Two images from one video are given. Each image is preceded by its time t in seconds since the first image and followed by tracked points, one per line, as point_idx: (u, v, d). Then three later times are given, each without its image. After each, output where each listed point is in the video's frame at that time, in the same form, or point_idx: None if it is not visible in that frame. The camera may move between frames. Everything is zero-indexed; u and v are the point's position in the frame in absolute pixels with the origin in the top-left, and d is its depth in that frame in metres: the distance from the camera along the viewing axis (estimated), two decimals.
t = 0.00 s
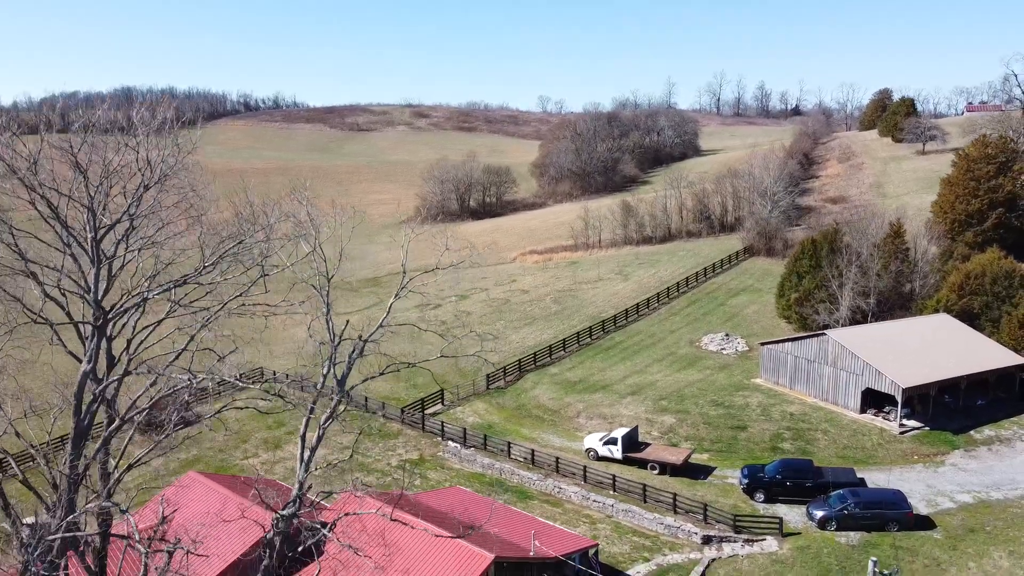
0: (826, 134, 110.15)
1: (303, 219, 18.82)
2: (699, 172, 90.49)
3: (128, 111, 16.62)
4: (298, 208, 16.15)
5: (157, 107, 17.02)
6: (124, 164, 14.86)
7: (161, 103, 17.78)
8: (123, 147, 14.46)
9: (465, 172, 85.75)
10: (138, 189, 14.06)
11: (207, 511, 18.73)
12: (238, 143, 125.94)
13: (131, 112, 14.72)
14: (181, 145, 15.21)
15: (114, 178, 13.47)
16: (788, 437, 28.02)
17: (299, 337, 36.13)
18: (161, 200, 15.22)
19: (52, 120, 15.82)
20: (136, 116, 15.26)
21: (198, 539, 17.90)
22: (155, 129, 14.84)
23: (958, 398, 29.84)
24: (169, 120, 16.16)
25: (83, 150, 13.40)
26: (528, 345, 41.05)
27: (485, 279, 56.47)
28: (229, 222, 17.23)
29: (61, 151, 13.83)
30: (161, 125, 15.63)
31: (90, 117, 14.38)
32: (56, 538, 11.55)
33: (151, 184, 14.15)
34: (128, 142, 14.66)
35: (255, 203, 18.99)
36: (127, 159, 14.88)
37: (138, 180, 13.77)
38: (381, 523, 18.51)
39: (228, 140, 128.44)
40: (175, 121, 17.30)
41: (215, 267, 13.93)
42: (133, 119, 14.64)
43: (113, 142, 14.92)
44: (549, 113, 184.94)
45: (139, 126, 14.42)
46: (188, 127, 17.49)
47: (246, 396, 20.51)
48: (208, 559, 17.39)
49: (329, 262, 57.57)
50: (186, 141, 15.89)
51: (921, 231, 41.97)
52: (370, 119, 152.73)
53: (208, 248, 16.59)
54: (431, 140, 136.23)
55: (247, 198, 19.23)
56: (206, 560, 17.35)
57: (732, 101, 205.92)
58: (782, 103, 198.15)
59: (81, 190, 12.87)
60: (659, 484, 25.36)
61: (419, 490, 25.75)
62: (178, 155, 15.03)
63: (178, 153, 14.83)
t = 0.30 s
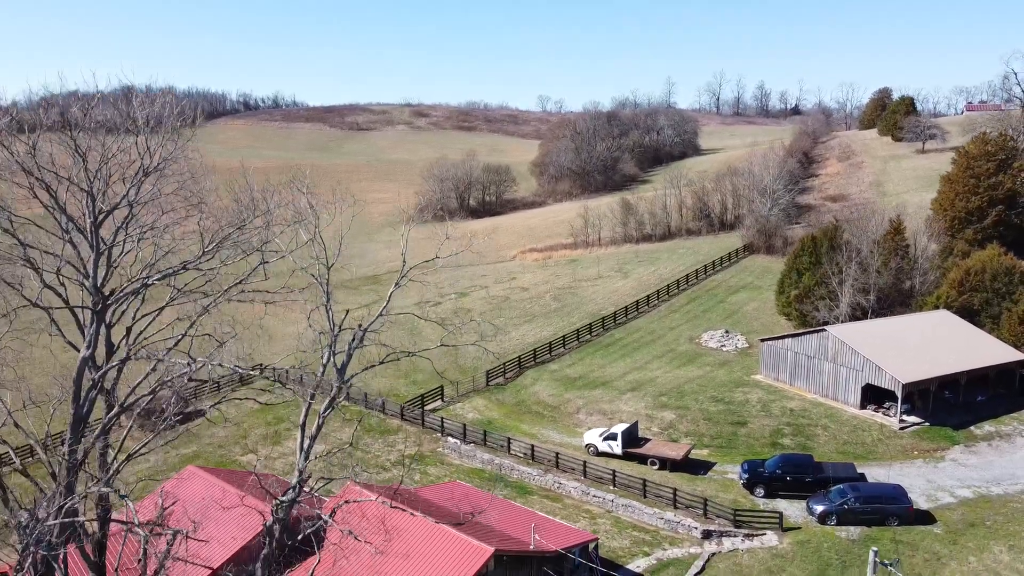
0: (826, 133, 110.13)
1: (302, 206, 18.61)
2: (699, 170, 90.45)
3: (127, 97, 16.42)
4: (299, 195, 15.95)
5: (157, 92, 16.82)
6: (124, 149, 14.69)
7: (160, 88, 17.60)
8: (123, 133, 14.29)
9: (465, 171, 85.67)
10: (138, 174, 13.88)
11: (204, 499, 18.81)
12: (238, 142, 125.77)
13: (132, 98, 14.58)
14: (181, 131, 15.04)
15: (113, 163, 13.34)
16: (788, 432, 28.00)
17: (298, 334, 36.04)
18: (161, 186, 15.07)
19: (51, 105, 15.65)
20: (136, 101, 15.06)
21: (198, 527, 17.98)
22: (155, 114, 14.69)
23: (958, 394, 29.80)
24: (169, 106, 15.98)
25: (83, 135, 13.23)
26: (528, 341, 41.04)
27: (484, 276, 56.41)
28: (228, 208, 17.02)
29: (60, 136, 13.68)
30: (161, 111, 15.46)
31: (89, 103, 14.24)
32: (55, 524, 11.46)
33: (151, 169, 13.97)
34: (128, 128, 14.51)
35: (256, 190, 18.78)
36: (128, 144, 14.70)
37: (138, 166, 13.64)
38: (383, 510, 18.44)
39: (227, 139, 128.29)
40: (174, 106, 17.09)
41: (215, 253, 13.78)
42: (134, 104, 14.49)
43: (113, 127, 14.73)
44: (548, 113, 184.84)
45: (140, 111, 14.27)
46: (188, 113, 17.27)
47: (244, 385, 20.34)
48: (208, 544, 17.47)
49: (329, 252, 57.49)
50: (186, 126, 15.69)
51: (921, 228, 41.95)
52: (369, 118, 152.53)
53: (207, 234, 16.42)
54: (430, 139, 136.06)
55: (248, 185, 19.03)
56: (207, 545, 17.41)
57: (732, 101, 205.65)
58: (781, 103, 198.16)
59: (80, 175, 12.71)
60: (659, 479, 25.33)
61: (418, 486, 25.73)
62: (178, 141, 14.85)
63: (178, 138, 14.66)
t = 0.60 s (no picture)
0: (825, 132, 110.17)
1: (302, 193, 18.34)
2: (699, 169, 90.45)
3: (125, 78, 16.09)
4: (301, 182, 15.65)
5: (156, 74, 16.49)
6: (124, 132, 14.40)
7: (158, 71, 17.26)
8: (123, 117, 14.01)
9: (464, 169, 85.62)
10: (139, 159, 13.63)
11: (203, 488, 18.98)
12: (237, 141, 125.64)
13: (132, 81, 14.28)
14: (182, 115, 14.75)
15: (112, 147, 13.08)
16: (788, 428, 27.98)
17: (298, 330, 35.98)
18: (160, 172, 14.80)
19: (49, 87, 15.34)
20: (136, 84, 14.75)
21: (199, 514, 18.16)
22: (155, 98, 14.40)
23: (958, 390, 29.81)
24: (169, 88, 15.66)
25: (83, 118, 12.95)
26: (528, 338, 41.02)
27: (484, 274, 56.35)
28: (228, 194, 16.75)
29: (57, 120, 13.39)
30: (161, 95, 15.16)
31: (88, 87, 13.95)
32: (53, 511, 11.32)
33: (152, 154, 13.71)
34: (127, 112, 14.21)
35: (257, 176, 18.44)
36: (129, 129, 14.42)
37: (137, 151, 13.37)
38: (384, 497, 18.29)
39: (226, 139, 128.23)
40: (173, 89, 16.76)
41: (215, 239, 13.53)
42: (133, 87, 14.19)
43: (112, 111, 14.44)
44: (548, 112, 184.83)
45: (139, 95, 13.98)
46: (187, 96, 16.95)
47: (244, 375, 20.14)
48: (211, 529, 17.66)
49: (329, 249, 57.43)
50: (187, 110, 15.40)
51: (921, 226, 41.94)
52: (369, 117, 152.45)
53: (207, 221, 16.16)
54: (430, 138, 136.07)
55: (249, 170, 18.68)
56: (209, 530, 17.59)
57: (732, 101, 205.60)
58: (781, 103, 198.11)
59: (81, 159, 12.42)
60: (659, 474, 25.33)
61: (418, 481, 25.72)
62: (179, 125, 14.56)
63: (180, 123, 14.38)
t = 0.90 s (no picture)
0: (825, 131, 110.19)
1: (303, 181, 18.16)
2: (699, 168, 90.44)
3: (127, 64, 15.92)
4: (302, 168, 15.46)
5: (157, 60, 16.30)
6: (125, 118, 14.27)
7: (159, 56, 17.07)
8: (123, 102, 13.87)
9: (464, 168, 85.56)
10: (139, 146, 13.51)
11: (196, 477, 19.16)
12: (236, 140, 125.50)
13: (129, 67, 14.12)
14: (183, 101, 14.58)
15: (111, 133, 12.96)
16: (788, 424, 27.96)
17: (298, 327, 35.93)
18: (161, 159, 14.67)
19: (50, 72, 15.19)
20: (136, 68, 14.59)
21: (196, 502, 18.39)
22: (155, 84, 14.28)
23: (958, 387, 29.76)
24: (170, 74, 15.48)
25: (83, 103, 12.81)
26: (528, 336, 40.99)
27: (484, 272, 56.32)
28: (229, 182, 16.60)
29: (56, 104, 13.27)
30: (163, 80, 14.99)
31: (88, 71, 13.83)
32: (54, 499, 11.32)
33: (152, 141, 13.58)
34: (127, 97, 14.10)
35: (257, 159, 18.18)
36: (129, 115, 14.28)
37: (136, 138, 13.26)
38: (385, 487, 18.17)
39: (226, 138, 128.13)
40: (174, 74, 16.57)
41: (215, 226, 13.42)
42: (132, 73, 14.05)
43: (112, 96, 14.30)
44: (547, 111, 184.76)
45: (138, 80, 13.83)
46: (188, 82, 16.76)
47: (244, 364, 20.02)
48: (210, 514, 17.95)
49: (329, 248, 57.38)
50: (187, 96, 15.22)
51: (921, 223, 41.94)
52: (369, 117, 152.33)
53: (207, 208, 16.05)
54: (429, 138, 135.99)
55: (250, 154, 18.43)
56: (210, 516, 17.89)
57: (732, 100, 205.41)
58: (780, 103, 198.04)
59: (80, 144, 12.28)
60: (659, 470, 25.32)
61: (418, 476, 25.71)
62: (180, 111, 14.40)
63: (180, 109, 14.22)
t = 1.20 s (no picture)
0: (824, 131, 110.28)
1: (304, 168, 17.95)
2: (698, 167, 90.44)
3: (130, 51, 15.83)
4: (304, 155, 15.33)
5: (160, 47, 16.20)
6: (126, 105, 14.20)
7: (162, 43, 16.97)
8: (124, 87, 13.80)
9: (464, 167, 85.56)
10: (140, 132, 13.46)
11: (192, 471, 19.19)
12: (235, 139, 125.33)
13: (131, 53, 14.10)
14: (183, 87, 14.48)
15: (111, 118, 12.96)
16: (787, 420, 27.98)
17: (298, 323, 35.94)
18: (162, 146, 14.60)
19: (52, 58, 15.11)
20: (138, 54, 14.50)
21: (193, 491, 18.47)
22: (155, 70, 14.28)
23: (957, 382, 29.76)
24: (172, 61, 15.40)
25: (84, 89, 12.76)
26: (527, 333, 41.02)
27: (483, 270, 56.33)
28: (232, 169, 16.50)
29: (58, 90, 13.23)
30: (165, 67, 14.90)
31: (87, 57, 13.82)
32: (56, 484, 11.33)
33: (152, 127, 13.51)
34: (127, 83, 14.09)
35: (258, 146, 18.13)
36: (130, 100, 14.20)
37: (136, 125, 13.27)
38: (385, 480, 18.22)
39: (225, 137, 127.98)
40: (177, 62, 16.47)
41: (216, 213, 13.39)
42: (133, 58, 14.02)
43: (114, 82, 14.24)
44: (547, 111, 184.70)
45: (138, 65, 13.84)
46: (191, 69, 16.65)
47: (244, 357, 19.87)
48: (207, 506, 17.95)
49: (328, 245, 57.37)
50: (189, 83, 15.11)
51: (920, 221, 41.98)
52: (368, 116, 152.25)
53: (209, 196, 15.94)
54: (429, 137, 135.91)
55: (250, 140, 18.38)
56: (207, 504, 17.94)
57: (731, 99, 205.35)
58: (780, 103, 197.98)
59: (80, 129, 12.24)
60: (659, 465, 25.35)
61: (417, 470, 25.74)
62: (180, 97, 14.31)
63: (182, 96, 14.15)
